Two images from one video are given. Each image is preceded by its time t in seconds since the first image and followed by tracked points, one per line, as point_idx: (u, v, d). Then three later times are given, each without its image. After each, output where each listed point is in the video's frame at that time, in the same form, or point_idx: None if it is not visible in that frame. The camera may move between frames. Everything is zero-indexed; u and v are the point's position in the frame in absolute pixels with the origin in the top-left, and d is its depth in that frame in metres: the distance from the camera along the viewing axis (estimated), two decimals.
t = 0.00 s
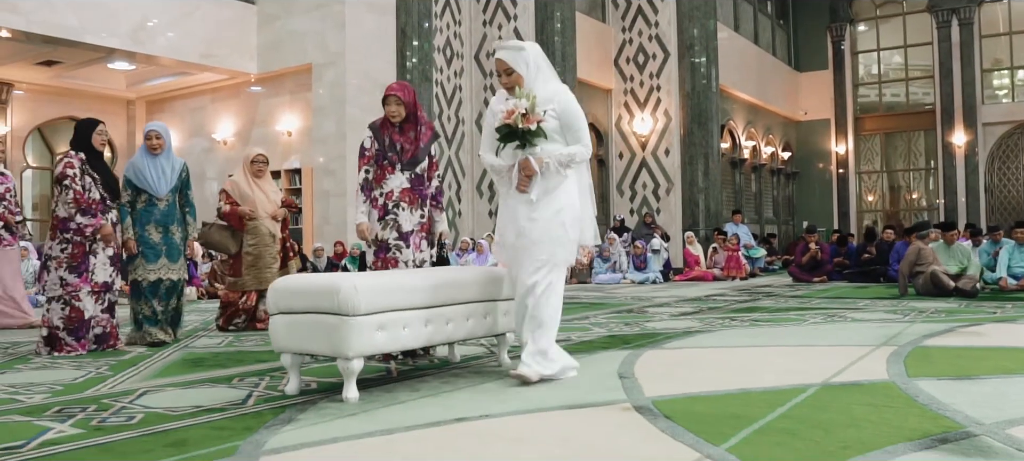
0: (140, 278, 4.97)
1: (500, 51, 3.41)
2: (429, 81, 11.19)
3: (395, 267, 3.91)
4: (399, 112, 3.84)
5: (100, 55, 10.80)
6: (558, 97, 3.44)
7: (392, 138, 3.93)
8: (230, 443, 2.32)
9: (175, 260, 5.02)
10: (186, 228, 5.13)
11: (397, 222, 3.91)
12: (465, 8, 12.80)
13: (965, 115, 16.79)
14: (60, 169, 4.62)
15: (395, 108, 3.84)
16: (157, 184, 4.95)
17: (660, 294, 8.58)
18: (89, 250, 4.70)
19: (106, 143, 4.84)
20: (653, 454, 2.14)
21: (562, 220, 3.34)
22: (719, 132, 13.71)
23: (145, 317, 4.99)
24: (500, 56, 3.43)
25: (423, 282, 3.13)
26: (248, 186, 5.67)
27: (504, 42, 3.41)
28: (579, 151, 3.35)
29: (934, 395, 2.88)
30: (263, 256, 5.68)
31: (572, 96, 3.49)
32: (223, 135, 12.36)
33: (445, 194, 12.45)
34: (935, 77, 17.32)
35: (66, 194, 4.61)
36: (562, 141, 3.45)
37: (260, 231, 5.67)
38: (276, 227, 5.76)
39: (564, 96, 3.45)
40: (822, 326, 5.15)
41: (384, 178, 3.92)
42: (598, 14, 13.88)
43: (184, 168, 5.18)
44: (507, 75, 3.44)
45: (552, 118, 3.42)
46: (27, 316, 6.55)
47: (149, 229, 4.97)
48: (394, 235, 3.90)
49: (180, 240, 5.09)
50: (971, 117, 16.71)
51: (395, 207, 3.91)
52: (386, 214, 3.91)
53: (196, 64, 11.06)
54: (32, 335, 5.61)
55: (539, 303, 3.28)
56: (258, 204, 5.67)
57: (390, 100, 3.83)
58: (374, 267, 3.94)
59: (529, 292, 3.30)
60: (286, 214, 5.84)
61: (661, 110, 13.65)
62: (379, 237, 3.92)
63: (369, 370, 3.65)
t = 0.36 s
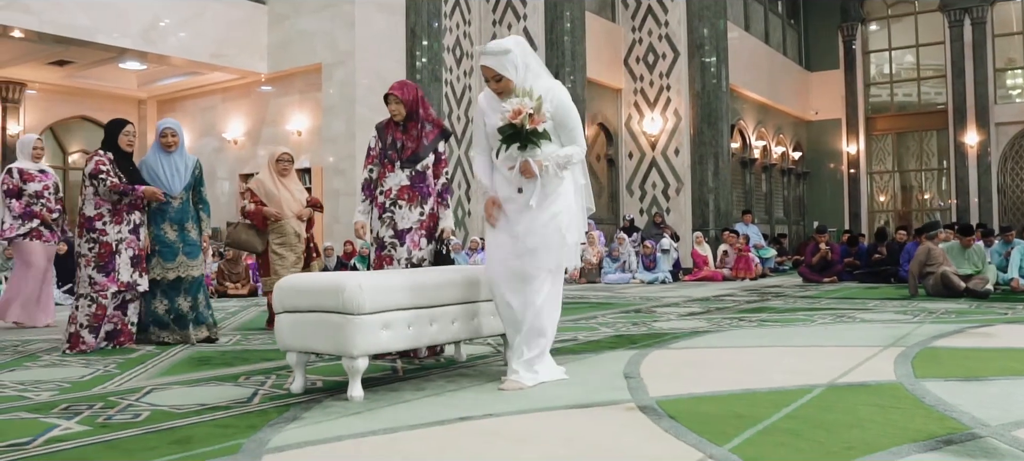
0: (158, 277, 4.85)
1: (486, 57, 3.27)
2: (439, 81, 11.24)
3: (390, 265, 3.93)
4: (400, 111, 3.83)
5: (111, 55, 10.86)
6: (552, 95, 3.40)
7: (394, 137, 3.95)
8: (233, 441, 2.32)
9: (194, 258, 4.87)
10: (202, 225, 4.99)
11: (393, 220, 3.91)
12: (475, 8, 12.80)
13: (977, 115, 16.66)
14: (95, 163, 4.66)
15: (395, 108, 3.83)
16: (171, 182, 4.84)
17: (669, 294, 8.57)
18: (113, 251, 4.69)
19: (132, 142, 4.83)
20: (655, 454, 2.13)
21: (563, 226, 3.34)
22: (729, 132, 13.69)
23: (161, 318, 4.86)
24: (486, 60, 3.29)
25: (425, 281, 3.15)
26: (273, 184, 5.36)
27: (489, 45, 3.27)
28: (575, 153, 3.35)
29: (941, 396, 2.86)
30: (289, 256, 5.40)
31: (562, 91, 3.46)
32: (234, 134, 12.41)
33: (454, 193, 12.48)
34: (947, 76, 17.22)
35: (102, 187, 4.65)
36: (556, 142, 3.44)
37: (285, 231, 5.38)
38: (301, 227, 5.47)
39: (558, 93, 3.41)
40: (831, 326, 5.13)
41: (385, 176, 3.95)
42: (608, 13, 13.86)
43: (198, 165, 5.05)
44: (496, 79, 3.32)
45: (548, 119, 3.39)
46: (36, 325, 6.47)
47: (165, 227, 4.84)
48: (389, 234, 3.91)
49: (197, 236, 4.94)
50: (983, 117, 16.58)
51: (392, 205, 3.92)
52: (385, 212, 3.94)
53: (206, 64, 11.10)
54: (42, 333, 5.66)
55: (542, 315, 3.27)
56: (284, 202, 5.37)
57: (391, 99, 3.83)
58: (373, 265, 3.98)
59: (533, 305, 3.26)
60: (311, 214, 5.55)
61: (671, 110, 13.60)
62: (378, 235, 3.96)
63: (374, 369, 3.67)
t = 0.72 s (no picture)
0: (206, 278, 4.72)
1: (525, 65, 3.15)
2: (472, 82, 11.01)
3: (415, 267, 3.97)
4: (430, 112, 3.88)
5: (149, 58, 11.05)
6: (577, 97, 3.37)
7: (423, 141, 3.99)
8: (263, 440, 2.36)
9: (245, 259, 4.74)
10: (253, 226, 4.87)
11: (419, 222, 3.95)
12: (508, 9, 12.82)
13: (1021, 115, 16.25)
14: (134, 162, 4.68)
15: (425, 109, 3.89)
16: (222, 181, 4.71)
17: (702, 296, 8.52)
18: (151, 251, 4.65)
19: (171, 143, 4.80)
20: (683, 458, 2.12)
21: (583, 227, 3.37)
22: (764, 133, 13.57)
23: (202, 319, 4.76)
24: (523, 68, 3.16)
25: (453, 282, 3.17)
26: (320, 184, 5.22)
27: (527, 51, 3.14)
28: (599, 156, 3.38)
29: (977, 402, 2.81)
30: (337, 255, 5.15)
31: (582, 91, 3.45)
32: (269, 136, 12.55)
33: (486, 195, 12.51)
34: (988, 75, 16.87)
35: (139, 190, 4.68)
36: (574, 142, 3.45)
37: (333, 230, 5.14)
38: (349, 226, 5.23)
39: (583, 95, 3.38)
40: (866, 330, 5.05)
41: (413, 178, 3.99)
42: (641, 14, 13.80)
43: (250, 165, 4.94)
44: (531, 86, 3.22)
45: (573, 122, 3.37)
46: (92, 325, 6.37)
47: (217, 228, 4.73)
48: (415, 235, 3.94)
49: (249, 238, 4.83)
50: None
51: (419, 207, 3.96)
52: (412, 214, 3.98)
53: (242, 66, 11.25)
54: (82, 331, 5.79)
55: (566, 321, 3.26)
56: (331, 202, 5.19)
57: (421, 100, 3.88)
58: (402, 266, 4.03)
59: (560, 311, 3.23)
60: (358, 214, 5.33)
61: (705, 110, 13.52)
62: (406, 237, 4.00)
63: (404, 369, 3.69)
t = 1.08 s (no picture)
0: (241, 275, 4.63)
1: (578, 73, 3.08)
2: (496, 81, 11.23)
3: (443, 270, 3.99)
4: (460, 113, 3.90)
5: (177, 59, 11.18)
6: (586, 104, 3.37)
7: (450, 141, 3.97)
8: (284, 439, 2.38)
9: (277, 259, 4.69)
10: (288, 226, 4.80)
11: (450, 225, 3.96)
12: (532, 9, 12.79)
13: None
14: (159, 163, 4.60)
15: (456, 109, 3.89)
16: (261, 182, 4.64)
17: (727, 297, 8.46)
18: (185, 252, 4.62)
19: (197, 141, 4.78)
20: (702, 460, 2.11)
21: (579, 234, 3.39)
22: (790, 133, 13.48)
23: (241, 315, 4.67)
24: (574, 75, 3.09)
25: (476, 282, 3.19)
26: (358, 185, 5.36)
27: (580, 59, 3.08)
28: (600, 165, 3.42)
29: (1003, 407, 2.76)
30: (370, 257, 5.33)
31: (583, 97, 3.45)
32: (295, 136, 12.64)
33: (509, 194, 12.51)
34: (1020, 74, 16.58)
35: (168, 194, 4.60)
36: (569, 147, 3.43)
37: (367, 232, 5.32)
38: (383, 227, 5.39)
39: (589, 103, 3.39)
40: (892, 332, 4.99)
41: (440, 180, 3.97)
42: (666, 13, 13.71)
43: (291, 166, 4.87)
44: (568, 91, 3.15)
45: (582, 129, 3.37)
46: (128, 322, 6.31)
47: (252, 226, 4.65)
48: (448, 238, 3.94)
49: (283, 239, 4.76)
50: None
51: (449, 210, 3.96)
52: (440, 216, 3.97)
53: (269, 66, 11.34)
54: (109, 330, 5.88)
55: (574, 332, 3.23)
56: (367, 203, 5.33)
57: (452, 100, 3.87)
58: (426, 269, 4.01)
59: (569, 323, 3.19)
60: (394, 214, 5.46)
61: (730, 110, 13.46)
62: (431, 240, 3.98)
63: (425, 370, 3.71)
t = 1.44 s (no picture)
0: (261, 281, 4.56)
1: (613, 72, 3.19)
2: (517, 83, 11.06)
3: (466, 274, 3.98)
4: (485, 117, 3.91)
5: (200, 63, 11.30)
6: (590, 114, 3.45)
7: (474, 145, 3.96)
8: (301, 441, 2.40)
9: (297, 265, 4.61)
10: (310, 231, 4.73)
11: (472, 230, 3.96)
12: (553, 11, 12.77)
13: None
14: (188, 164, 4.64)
15: (481, 113, 3.90)
16: (285, 186, 4.56)
17: (748, 300, 8.42)
18: (211, 255, 4.67)
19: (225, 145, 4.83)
20: None
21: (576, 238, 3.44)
22: (812, 134, 13.40)
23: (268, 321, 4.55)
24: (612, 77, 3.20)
25: (495, 284, 3.22)
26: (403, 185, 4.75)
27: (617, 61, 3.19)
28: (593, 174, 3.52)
29: None
30: (415, 260, 4.64)
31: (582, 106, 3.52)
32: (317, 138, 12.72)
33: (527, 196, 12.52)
34: None
35: (198, 196, 4.61)
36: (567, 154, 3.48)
37: (411, 233, 4.64)
38: (429, 229, 4.73)
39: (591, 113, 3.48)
40: (914, 336, 4.94)
41: (464, 185, 3.96)
42: (687, 15, 13.65)
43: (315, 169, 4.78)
44: (597, 93, 3.24)
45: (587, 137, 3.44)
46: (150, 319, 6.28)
47: (273, 230, 4.57)
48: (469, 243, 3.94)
49: (305, 245, 4.68)
50: None
51: (473, 215, 3.97)
52: (462, 221, 3.96)
53: (290, 69, 11.43)
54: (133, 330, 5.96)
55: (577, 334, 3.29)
56: (411, 204, 4.68)
57: (477, 105, 3.88)
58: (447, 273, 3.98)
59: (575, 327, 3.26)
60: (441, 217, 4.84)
61: (752, 111, 13.39)
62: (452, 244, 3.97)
63: (443, 372, 3.73)
